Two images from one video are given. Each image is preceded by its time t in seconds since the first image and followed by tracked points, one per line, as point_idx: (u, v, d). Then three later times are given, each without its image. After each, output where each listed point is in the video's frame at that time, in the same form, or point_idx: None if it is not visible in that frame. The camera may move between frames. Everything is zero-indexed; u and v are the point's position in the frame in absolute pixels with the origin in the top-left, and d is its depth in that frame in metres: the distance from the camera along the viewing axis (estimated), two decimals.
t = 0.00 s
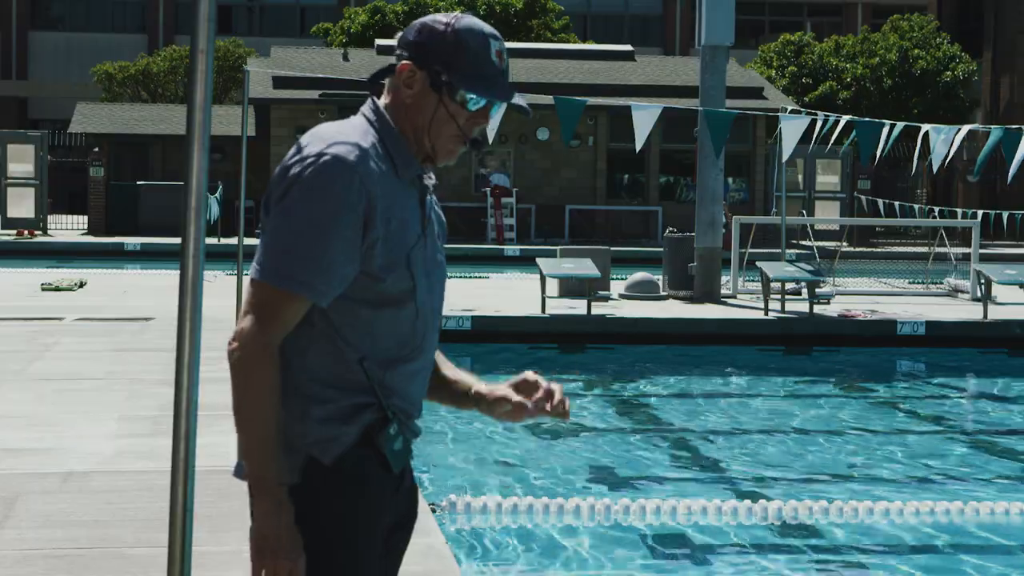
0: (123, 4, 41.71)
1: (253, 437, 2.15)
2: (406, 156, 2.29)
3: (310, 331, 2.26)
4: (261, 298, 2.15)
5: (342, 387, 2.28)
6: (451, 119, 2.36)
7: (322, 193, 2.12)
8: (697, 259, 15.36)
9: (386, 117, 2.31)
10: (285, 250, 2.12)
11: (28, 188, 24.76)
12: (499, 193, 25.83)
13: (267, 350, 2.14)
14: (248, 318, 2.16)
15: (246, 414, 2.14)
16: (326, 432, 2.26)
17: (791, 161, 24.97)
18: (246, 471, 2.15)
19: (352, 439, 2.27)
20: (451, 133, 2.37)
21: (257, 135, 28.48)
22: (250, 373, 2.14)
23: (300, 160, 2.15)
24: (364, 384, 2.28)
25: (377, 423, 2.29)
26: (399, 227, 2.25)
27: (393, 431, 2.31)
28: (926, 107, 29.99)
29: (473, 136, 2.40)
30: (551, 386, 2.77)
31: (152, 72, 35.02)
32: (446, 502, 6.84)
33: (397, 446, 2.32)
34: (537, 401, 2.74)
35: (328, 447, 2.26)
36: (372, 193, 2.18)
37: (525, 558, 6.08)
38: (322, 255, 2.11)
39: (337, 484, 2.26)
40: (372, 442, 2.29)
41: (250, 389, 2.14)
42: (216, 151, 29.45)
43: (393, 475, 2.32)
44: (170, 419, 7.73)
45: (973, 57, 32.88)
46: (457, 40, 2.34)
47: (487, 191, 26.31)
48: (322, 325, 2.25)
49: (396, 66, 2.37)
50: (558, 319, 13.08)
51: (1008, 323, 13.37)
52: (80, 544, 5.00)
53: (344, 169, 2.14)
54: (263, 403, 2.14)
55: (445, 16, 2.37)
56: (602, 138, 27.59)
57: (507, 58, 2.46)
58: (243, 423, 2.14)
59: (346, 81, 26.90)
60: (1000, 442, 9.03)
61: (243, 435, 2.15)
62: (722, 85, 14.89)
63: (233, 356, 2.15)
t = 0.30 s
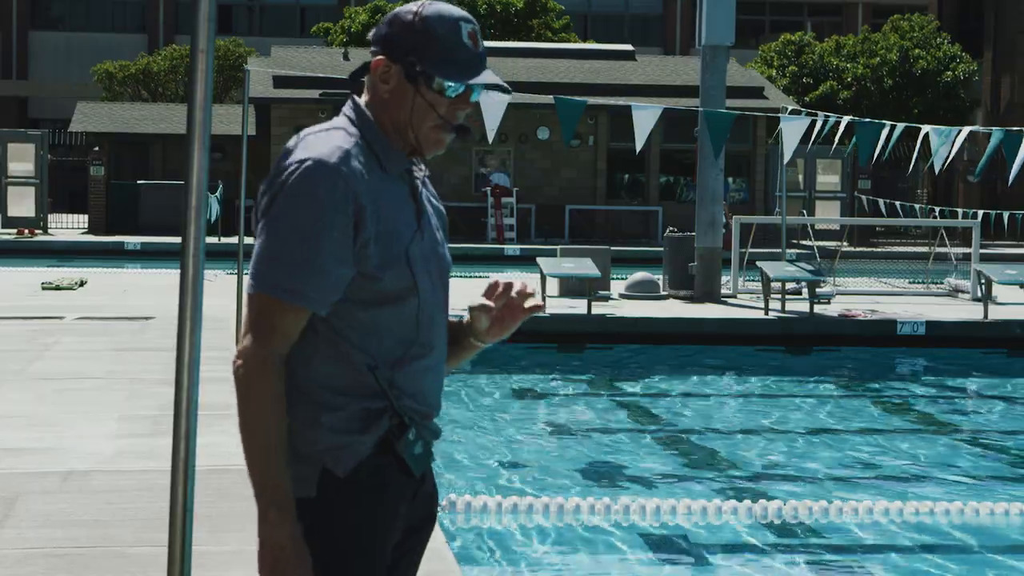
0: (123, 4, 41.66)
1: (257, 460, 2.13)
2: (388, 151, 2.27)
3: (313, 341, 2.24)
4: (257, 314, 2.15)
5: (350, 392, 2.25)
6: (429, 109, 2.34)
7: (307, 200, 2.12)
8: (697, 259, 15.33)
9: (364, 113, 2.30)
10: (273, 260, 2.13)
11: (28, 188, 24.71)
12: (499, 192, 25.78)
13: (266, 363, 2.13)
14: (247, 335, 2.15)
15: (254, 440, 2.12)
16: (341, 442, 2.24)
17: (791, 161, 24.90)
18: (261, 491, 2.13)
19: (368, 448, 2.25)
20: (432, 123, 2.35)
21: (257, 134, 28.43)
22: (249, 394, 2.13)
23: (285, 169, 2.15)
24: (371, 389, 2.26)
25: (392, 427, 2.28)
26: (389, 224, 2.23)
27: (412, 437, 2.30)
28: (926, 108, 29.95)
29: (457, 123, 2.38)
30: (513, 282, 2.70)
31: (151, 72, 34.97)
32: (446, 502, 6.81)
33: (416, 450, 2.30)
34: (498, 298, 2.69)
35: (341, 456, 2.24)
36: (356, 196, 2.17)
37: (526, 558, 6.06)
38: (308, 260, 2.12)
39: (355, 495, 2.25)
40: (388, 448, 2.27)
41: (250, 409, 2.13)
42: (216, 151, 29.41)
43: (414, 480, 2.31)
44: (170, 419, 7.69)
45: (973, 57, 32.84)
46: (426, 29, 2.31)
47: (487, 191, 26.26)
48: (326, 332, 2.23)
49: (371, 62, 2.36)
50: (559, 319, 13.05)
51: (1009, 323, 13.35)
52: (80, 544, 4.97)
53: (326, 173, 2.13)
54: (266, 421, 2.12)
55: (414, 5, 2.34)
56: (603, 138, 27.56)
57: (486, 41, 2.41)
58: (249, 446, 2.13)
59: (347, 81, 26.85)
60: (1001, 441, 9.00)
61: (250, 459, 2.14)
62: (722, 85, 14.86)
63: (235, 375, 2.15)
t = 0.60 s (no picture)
0: (123, 4, 41.66)
1: (274, 481, 2.08)
2: (362, 152, 2.23)
3: (313, 353, 2.19)
4: (254, 334, 2.08)
5: (360, 401, 2.21)
6: (398, 104, 2.30)
7: (299, 209, 2.07)
8: (697, 259, 15.34)
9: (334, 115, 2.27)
10: (265, 277, 2.07)
11: (27, 188, 24.73)
12: (499, 192, 25.78)
13: (270, 378, 2.08)
14: (245, 355, 2.09)
15: (267, 461, 2.07)
16: (355, 453, 2.19)
17: (791, 161, 24.90)
18: (268, 512, 2.08)
19: (384, 457, 2.21)
20: (403, 117, 2.32)
21: (257, 134, 28.46)
22: (256, 415, 2.07)
23: (270, 177, 2.09)
24: (377, 395, 2.22)
25: (405, 433, 2.24)
26: (379, 224, 2.19)
27: (432, 441, 2.27)
28: (926, 108, 29.97)
29: (427, 114, 2.35)
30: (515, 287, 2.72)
31: (152, 72, 34.98)
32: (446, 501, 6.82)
33: (437, 454, 2.28)
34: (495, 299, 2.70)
35: (363, 469, 2.19)
36: (345, 201, 2.12)
37: (526, 557, 6.07)
38: (302, 273, 2.06)
39: (374, 508, 2.20)
40: (405, 455, 2.23)
41: (257, 431, 2.07)
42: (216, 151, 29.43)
43: (438, 486, 2.29)
44: (170, 418, 7.70)
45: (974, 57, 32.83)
46: (383, 21, 2.27)
47: (487, 191, 26.27)
48: (328, 342, 2.18)
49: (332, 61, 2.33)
50: (559, 319, 13.05)
51: (1008, 323, 13.35)
52: (79, 543, 4.98)
53: (309, 180, 2.08)
54: (266, 441, 2.06)
55: None
56: (603, 138, 27.58)
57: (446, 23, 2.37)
58: (262, 463, 2.07)
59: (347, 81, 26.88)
60: (1000, 441, 9.01)
61: (262, 483, 2.07)
62: (722, 86, 14.86)
63: (238, 398, 2.08)
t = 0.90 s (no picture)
0: (123, 4, 41.64)
1: (281, 488, 2.03)
2: (361, 158, 2.24)
3: (308, 360, 2.17)
4: (250, 342, 2.05)
5: (359, 410, 2.21)
6: (398, 104, 2.31)
7: (295, 219, 2.05)
8: (697, 259, 15.33)
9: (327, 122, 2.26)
10: (262, 286, 2.04)
11: (27, 188, 24.74)
12: (499, 192, 25.77)
13: (270, 386, 2.05)
14: (242, 364, 2.06)
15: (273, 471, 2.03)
16: (354, 461, 2.21)
17: (791, 161, 24.92)
18: (271, 512, 2.02)
19: (381, 465, 2.24)
20: (405, 115, 2.33)
21: (257, 134, 28.48)
22: (256, 424, 2.03)
23: (262, 183, 2.07)
24: (374, 402, 2.22)
25: (400, 439, 2.26)
26: (371, 229, 2.18)
27: (426, 448, 2.30)
28: (926, 107, 29.95)
29: (423, 111, 2.36)
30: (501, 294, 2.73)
31: (152, 72, 34.97)
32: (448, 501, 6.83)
33: (431, 460, 2.32)
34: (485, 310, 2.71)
35: (361, 478, 2.22)
36: (338, 208, 2.10)
37: (528, 557, 6.07)
38: (300, 283, 2.04)
39: (373, 514, 2.24)
40: (401, 461, 2.26)
41: (257, 439, 2.03)
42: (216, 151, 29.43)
43: (432, 491, 2.33)
44: (170, 418, 7.70)
45: (973, 56, 32.82)
46: (368, 23, 2.25)
47: (486, 191, 26.25)
48: (326, 349, 2.17)
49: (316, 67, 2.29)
50: (559, 319, 13.05)
51: (1008, 323, 13.34)
52: (80, 543, 4.97)
53: (302, 188, 2.07)
54: (269, 449, 2.02)
55: None
56: (602, 138, 27.59)
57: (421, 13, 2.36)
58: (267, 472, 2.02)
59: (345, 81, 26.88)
60: (1001, 442, 9.01)
61: (263, 486, 2.02)
62: (722, 85, 14.87)
63: (239, 406, 2.04)
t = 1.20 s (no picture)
0: (124, 3, 41.64)
1: (293, 489, 2.04)
2: (363, 153, 2.24)
3: (321, 361, 2.18)
4: (262, 344, 2.06)
5: (371, 410, 2.22)
6: (397, 97, 2.30)
7: (305, 219, 2.04)
8: (697, 259, 15.33)
9: (331, 120, 2.25)
10: (272, 287, 2.03)
11: (28, 187, 24.74)
12: (499, 191, 25.76)
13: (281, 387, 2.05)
14: (254, 367, 2.06)
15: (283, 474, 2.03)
16: (368, 463, 2.22)
17: (792, 161, 24.90)
18: (281, 512, 2.03)
19: (394, 465, 2.24)
20: (403, 107, 2.32)
21: (258, 133, 28.48)
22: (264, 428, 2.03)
23: (272, 186, 2.07)
24: (386, 403, 2.23)
25: (414, 440, 2.26)
26: (381, 230, 2.16)
27: (438, 447, 2.30)
28: (926, 107, 29.95)
29: (421, 100, 2.36)
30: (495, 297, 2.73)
31: (152, 71, 34.97)
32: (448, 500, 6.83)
33: (442, 460, 2.32)
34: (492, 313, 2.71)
35: (375, 478, 2.22)
36: (350, 207, 2.09)
37: (528, 557, 6.07)
38: (308, 284, 2.03)
39: (386, 515, 2.24)
40: (414, 462, 2.26)
41: (267, 441, 2.03)
42: (217, 151, 29.43)
43: (442, 489, 2.33)
44: (170, 418, 7.70)
45: (974, 56, 32.81)
46: (361, 17, 2.25)
47: (487, 191, 26.24)
48: (338, 351, 2.18)
49: (309, 67, 2.29)
50: (560, 319, 13.05)
51: (1009, 323, 13.34)
52: (80, 542, 4.98)
53: (312, 188, 2.07)
54: (280, 450, 2.02)
55: None
56: (603, 138, 27.60)
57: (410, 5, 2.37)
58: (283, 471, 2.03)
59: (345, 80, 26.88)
60: (1001, 441, 9.01)
61: (275, 487, 2.03)
62: (722, 85, 14.86)
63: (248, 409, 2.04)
